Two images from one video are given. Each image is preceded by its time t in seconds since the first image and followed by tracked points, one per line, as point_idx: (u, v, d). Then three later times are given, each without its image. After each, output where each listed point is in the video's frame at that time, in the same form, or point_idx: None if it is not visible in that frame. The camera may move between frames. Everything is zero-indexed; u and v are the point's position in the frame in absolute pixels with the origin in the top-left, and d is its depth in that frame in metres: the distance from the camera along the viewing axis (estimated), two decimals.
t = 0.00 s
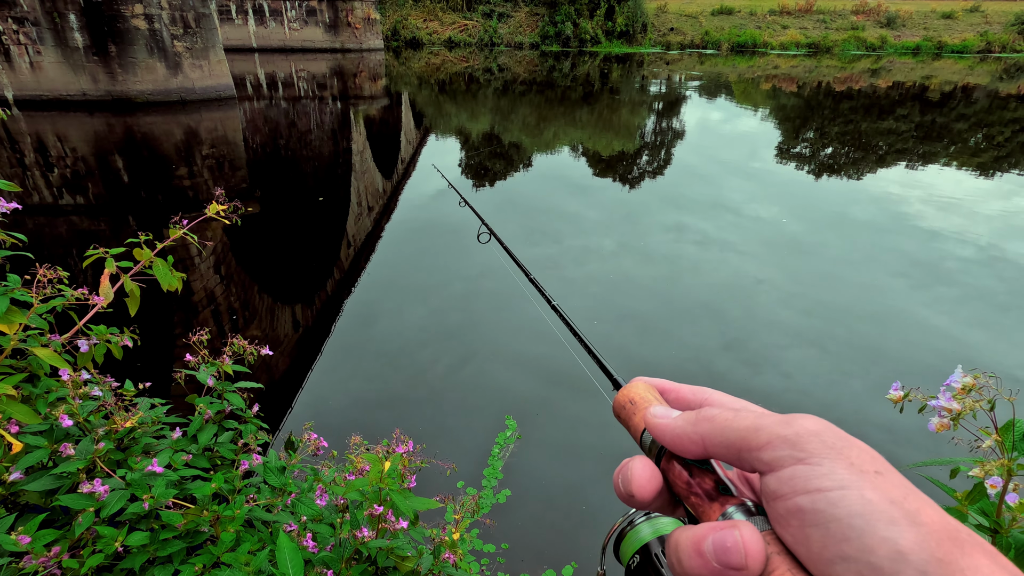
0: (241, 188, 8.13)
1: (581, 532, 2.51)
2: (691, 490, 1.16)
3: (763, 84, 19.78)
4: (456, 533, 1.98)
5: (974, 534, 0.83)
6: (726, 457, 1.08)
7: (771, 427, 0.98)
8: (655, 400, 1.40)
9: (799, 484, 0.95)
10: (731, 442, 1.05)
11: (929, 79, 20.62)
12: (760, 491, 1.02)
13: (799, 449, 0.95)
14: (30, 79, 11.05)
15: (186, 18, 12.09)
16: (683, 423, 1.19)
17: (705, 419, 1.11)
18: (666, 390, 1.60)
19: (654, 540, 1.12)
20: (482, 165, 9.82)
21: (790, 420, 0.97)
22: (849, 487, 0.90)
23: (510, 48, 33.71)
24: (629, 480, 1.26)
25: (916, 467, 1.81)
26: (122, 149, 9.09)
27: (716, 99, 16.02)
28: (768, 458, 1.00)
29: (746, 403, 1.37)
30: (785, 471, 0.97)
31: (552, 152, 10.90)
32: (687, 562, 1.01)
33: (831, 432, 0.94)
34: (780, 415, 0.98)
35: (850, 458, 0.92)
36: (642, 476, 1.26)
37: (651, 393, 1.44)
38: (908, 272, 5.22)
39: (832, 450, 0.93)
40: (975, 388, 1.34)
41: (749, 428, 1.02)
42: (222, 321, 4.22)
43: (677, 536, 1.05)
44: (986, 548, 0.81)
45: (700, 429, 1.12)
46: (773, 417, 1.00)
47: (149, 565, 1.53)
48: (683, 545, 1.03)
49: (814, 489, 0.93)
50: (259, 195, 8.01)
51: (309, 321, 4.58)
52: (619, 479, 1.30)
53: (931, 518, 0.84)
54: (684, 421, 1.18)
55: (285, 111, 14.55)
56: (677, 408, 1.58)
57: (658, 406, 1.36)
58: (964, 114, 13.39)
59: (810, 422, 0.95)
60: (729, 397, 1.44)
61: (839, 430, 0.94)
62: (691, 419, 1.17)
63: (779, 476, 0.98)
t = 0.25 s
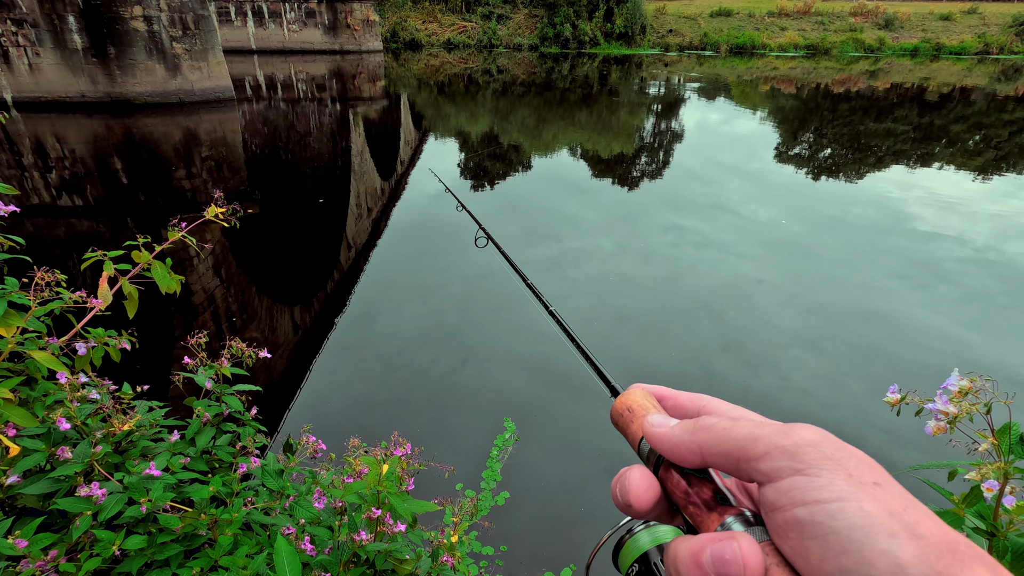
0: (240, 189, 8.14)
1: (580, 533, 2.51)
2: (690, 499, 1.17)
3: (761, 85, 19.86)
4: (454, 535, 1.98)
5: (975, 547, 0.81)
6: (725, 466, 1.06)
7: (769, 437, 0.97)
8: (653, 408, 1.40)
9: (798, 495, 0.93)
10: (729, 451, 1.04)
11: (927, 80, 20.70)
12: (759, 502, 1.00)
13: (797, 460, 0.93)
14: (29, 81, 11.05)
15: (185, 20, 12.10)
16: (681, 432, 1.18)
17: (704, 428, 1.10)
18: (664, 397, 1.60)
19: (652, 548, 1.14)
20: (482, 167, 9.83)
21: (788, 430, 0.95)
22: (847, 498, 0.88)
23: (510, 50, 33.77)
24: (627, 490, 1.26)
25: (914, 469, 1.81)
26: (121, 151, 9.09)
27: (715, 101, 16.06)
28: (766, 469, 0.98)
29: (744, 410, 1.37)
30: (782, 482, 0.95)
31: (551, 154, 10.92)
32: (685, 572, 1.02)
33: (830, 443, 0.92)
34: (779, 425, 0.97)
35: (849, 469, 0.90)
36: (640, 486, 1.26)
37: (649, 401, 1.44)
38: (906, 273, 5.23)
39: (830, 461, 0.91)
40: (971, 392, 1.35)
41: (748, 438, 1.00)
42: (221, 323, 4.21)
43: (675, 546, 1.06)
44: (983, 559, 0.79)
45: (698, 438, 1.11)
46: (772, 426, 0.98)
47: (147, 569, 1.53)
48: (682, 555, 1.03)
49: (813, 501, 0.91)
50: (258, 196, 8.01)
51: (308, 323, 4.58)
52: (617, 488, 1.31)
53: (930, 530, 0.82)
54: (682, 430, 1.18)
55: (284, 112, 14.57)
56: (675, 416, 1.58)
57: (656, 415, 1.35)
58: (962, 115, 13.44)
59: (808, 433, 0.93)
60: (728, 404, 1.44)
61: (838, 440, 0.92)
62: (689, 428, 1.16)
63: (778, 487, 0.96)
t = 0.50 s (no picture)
0: (240, 190, 8.15)
1: (580, 535, 2.51)
2: (691, 498, 1.17)
3: (761, 86, 19.89)
4: (454, 537, 1.98)
5: (977, 546, 0.80)
6: (726, 465, 1.06)
7: (770, 435, 0.96)
8: (654, 406, 1.41)
9: (799, 493, 0.93)
10: (730, 450, 1.04)
11: (926, 82, 20.73)
12: (760, 500, 1.00)
13: (798, 459, 0.93)
14: (29, 82, 11.04)
15: (184, 22, 12.12)
16: (682, 431, 1.18)
17: (705, 427, 1.10)
18: (665, 395, 1.60)
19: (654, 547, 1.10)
20: (481, 168, 9.84)
21: (789, 428, 0.95)
22: (849, 497, 0.87)
23: (509, 51, 33.76)
24: (629, 488, 1.26)
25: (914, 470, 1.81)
26: (121, 152, 9.10)
27: (714, 102, 16.10)
28: (768, 467, 0.98)
29: (746, 409, 1.37)
30: (784, 480, 0.95)
31: (551, 155, 10.94)
32: (686, 570, 1.02)
33: (831, 441, 0.92)
34: (780, 423, 0.96)
35: (850, 468, 0.90)
36: (642, 484, 1.26)
37: (650, 399, 1.44)
38: (906, 274, 5.24)
39: (831, 460, 0.91)
40: (969, 393, 1.35)
41: (750, 437, 1.00)
42: (221, 324, 4.21)
43: (676, 544, 1.06)
44: (986, 558, 0.79)
45: (700, 438, 1.11)
46: (773, 425, 0.98)
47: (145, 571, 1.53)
48: (683, 553, 1.03)
49: (814, 499, 0.91)
50: (258, 197, 8.01)
51: (308, 324, 4.57)
52: (618, 487, 1.31)
53: (932, 528, 0.82)
54: (683, 429, 1.18)
55: (284, 114, 14.58)
56: (677, 415, 1.57)
57: (657, 413, 1.35)
58: (961, 117, 13.46)
59: (809, 431, 0.93)
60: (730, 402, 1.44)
61: (839, 438, 0.92)
62: (690, 427, 1.16)
63: (779, 485, 0.95)
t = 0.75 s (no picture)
0: (240, 191, 8.15)
1: (580, 535, 2.51)
2: (690, 492, 1.16)
3: (761, 87, 19.90)
4: (454, 537, 1.98)
5: (975, 540, 0.81)
6: (726, 460, 1.06)
7: (770, 430, 0.96)
8: (654, 402, 1.40)
9: (798, 488, 0.93)
10: (730, 445, 1.04)
11: (926, 82, 20.73)
12: (759, 495, 1.00)
13: (798, 454, 0.93)
14: (29, 83, 11.04)
15: (184, 22, 12.13)
16: (683, 426, 1.18)
17: (705, 422, 1.10)
18: (666, 392, 1.60)
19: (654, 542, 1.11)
20: (481, 168, 9.85)
21: (790, 424, 0.95)
22: (848, 492, 0.88)
23: (509, 51, 33.71)
24: (628, 483, 1.26)
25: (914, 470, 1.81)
26: (121, 153, 9.11)
27: (714, 102, 16.11)
28: (767, 462, 0.98)
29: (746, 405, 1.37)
30: (783, 475, 0.95)
31: (551, 155, 10.94)
32: (686, 564, 1.02)
33: (831, 437, 0.92)
34: (780, 418, 0.97)
35: (849, 463, 0.90)
36: (641, 479, 1.26)
37: (650, 394, 1.44)
38: (906, 274, 5.24)
39: (831, 455, 0.91)
40: (968, 393, 1.35)
41: (750, 432, 1.00)
42: (221, 324, 4.22)
43: (675, 538, 1.06)
44: (982, 553, 0.79)
45: (700, 433, 1.11)
46: (773, 420, 0.98)
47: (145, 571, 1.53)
48: (683, 547, 1.03)
49: (813, 494, 0.91)
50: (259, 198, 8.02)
51: (308, 324, 4.58)
52: (617, 481, 1.30)
53: (930, 523, 0.82)
54: (683, 424, 1.18)
55: (284, 114, 14.60)
56: (677, 410, 1.57)
57: (657, 408, 1.35)
58: (961, 117, 13.46)
59: (809, 427, 0.93)
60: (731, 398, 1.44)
61: (839, 434, 0.93)
62: (690, 422, 1.16)
63: (779, 479, 0.96)
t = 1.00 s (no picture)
0: (240, 190, 8.16)
1: (579, 535, 2.51)
2: (686, 495, 1.17)
3: (761, 86, 19.90)
4: (453, 536, 1.99)
5: (966, 546, 0.81)
6: (721, 464, 1.06)
7: (764, 436, 0.97)
8: (652, 405, 1.41)
9: (790, 494, 0.93)
10: (725, 450, 1.04)
11: (926, 82, 20.72)
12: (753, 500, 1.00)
13: (791, 459, 0.93)
14: (30, 83, 11.06)
15: (185, 22, 12.13)
16: (679, 430, 1.19)
17: (701, 427, 1.11)
18: (663, 394, 1.60)
19: (651, 544, 1.10)
20: (482, 168, 9.85)
21: (782, 429, 0.95)
22: (839, 498, 0.87)
23: (509, 51, 33.71)
24: (624, 487, 1.28)
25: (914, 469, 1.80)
26: (121, 152, 9.12)
27: (715, 102, 16.11)
28: (761, 467, 0.98)
29: (743, 408, 1.36)
30: (776, 480, 0.95)
31: (551, 155, 10.94)
32: (679, 568, 1.01)
33: (823, 442, 0.92)
34: (774, 424, 0.97)
35: (841, 469, 0.90)
36: (638, 483, 1.28)
37: (648, 398, 1.45)
38: (905, 274, 5.24)
39: (823, 461, 0.91)
40: (966, 393, 1.35)
41: (744, 437, 1.01)
42: (221, 324, 4.22)
43: (670, 542, 1.05)
44: (973, 558, 0.79)
45: (695, 437, 1.12)
46: (766, 426, 0.99)
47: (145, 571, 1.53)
48: (676, 551, 1.02)
49: (805, 500, 0.91)
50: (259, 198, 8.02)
51: (308, 324, 4.58)
52: (615, 485, 1.32)
53: (921, 529, 0.82)
54: (679, 428, 1.18)
55: (284, 114, 14.60)
56: (675, 413, 1.57)
57: (654, 412, 1.36)
58: (962, 117, 13.46)
59: (802, 432, 0.93)
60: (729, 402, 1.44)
61: (831, 439, 0.93)
62: (686, 426, 1.17)
63: (772, 485, 0.96)
